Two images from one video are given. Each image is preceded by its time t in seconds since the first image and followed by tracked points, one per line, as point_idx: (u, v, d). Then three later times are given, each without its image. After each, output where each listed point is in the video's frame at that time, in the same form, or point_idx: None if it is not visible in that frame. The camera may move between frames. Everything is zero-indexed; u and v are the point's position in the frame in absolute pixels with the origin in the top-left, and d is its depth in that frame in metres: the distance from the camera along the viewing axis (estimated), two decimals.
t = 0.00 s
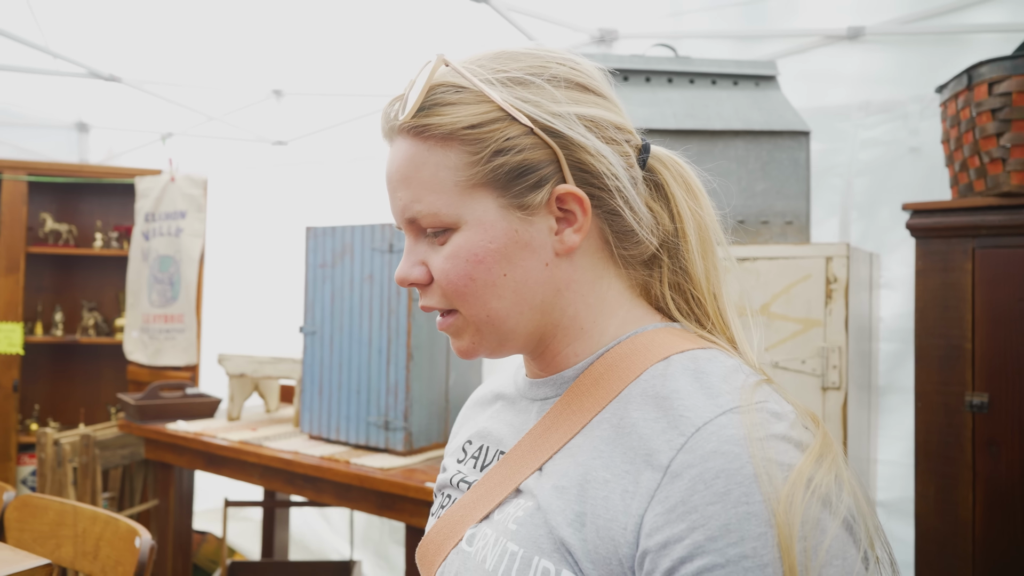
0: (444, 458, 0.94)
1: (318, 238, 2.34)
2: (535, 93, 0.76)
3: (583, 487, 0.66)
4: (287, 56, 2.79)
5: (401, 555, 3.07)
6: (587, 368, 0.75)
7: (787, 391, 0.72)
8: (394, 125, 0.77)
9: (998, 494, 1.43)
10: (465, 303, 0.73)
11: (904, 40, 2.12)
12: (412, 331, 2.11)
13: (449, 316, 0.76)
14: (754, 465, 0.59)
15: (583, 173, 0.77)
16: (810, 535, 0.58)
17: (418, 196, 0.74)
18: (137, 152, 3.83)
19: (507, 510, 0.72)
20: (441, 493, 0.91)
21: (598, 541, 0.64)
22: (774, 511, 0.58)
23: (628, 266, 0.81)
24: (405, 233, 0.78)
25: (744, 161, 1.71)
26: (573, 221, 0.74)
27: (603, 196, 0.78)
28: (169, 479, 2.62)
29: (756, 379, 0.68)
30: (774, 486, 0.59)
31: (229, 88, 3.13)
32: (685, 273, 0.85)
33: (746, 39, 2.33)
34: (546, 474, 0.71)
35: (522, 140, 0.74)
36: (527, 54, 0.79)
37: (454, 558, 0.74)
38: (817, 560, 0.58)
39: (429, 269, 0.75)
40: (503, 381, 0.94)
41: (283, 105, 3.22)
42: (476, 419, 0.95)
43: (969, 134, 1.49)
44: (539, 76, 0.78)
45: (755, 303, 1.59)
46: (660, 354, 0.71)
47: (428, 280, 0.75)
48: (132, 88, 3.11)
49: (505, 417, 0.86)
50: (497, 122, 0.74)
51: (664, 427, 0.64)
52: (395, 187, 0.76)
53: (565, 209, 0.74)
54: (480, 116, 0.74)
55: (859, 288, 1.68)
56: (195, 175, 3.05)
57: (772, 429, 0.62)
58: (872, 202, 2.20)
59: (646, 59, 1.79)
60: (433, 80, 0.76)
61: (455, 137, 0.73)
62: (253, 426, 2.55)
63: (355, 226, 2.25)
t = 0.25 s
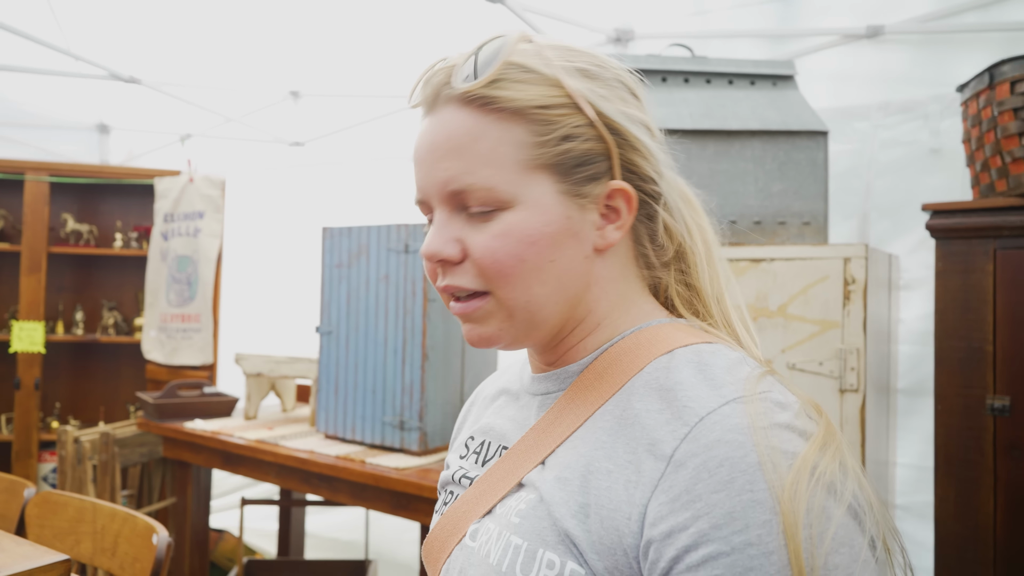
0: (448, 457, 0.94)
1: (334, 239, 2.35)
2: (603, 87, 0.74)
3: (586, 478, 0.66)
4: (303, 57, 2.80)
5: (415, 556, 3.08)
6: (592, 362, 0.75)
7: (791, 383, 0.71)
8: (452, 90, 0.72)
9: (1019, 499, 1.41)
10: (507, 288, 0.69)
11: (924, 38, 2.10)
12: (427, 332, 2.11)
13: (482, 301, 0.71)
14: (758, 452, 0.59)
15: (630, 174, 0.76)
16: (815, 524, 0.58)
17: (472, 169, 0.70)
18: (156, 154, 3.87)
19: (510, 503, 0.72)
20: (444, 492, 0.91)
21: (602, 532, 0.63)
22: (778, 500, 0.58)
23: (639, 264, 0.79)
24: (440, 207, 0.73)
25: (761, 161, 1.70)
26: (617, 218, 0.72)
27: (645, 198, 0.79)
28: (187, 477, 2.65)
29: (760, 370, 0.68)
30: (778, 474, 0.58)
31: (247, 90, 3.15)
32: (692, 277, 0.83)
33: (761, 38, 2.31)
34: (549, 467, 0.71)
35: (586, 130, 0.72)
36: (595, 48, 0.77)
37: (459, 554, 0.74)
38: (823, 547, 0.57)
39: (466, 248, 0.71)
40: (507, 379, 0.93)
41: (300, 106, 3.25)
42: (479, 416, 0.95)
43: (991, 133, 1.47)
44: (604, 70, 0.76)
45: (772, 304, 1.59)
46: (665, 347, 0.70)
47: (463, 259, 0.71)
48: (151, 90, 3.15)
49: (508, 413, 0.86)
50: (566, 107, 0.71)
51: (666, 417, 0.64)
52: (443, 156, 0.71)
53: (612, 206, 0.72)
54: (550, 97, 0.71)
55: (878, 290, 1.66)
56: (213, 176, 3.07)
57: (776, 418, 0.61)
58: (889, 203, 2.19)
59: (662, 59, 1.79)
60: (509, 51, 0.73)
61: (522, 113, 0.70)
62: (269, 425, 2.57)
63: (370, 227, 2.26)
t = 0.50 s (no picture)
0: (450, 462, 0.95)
1: (347, 240, 2.35)
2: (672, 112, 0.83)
3: (589, 485, 0.66)
4: (316, 58, 2.81)
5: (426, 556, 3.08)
6: (596, 368, 0.75)
7: (790, 384, 0.71)
8: (561, 60, 0.74)
9: None
10: (585, 267, 0.70)
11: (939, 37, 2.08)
12: (439, 333, 2.10)
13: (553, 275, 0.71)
14: (766, 460, 0.58)
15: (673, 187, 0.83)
16: (824, 532, 0.57)
17: (576, 139, 0.71)
18: (171, 155, 3.89)
19: (512, 510, 0.72)
20: (446, 497, 0.91)
21: (606, 540, 0.63)
22: (788, 507, 0.57)
23: (645, 269, 0.80)
24: (521, 172, 0.73)
25: (774, 161, 1.69)
26: (661, 225, 0.78)
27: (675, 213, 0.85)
28: (201, 477, 2.66)
29: (764, 376, 0.67)
30: (787, 482, 0.58)
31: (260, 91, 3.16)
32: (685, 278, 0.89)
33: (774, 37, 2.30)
34: (552, 473, 0.71)
35: (661, 138, 0.78)
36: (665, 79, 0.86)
37: (462, 561, 0.74)
38: (831, 557, 0.56)
39: (548, 219, 0.71)
40: (508, 383, 0.94)
41: (313, 107, 3.26)
42: (481, 421, 0.95)
43: (1009, 133, 1.46)
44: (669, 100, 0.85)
45: (785, 305, 1.57)
46: (667, 353, 0.70)
47: (543, 230, 0.71)
48: (165, 92, 3.17)
49: (510, 417, 0.86)
50: (652, 113, 0.77)
51: (670, 425, 0.64)
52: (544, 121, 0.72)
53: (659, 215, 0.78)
54: (645, 101, 0.77)
55: (891, 292, 1.64)
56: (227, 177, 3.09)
57: (781, 425, 0.61)
58: (904, 204, 2.17)
59: (675, 60, 1.78)
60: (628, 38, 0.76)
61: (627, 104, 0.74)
62: (282, 425, 2.58)
63: (383, 227, 2.26)
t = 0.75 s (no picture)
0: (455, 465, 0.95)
1: (354, 241, 2.36)
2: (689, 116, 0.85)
3: (599, 489, 0.66)
4: (323, 60, 2.82)
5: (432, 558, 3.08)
6: (606, 371, 0.75)
7: (800, 388, 0.72)
8: (588, 59, 0.76)
9: None
10: (607, 264, 0.71)
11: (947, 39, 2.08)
12: (445, 334, 2.11)
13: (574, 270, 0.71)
14: (784, 464, 0.58)
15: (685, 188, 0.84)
16: (843, 536, 0.57)
17: (602, 136, 0.72)
18: (180, 156, 3.91)
19: (520, 513, 0.72)
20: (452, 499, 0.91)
21: (617, 544, 0.63)
22: (808, 511, 0.57)
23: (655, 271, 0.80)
24: (546, 167, 0.73)
25: (781, 164, 1.69)
26: (672, 228, 0.79)
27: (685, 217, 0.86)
28: (209, 477, 2.67)
29: (776, 381, 0.68)
30: (805, 487, 0.58)
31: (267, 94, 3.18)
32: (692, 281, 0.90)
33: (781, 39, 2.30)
34: (561, 476, 0.71)
35: (677, 144, 0.80)
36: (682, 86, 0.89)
37: (469, 562, 0.74)
38: (851, 560, 0.57)
39: (573, 214, 0.71)
40: (516, 386, 0.94)
41: (320, 109, 3.27)
42: (488, 423, 0.95)
43: (1017, 135, 1.45)
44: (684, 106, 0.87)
45: (792, 308, 1.56)
46: (676, 356, 0.71)
47: (567, 225, 0.71)
48: (174, 94, 3.19)
49: (518, 420, 0.86)
50: (671, 118, 0.80)
51: (682, 429, 0.64)
52: (572, 115, 0.72)
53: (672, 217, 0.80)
54: (665, 105, 0.79)
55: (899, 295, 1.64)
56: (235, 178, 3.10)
57: (796, 430, 0.61)
58: (913, 206, 2.17)
59: (682, 62, 1.78)
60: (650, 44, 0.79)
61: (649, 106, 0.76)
62: (289, 426, 2.58)
63: (389, 229, 2.26)
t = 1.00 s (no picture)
0: (464, 468, 0.95)
1: (361, 243, 2.37)
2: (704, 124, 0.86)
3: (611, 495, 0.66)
4: (330, 62, 2.83)
5: (438, 559, 3.08)
6: (619, 377, 0.76)
7: (809, 396, 0.72)
8: (606, 77, 0.76)
9: None
10: (627, 283, 0.71)
11: (954, 42, 2.08)
12: (451, 336, 2.11)
13: (595, 291, 0.71)
14: (799, 474, 0.59)
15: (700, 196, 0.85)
16: (857, 546, 0.58)
17: (622, 157, 0.72)
18: (188, 158, 3.92)
19: (531, 517, 0.72)
20: (462, 503, 0.91)
21: (628, 550, 0.63)
22: (822, 520, 0.57)
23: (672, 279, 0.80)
24: (566, 189, 0.73)
25: (788, 167, 1.69)
26: (688, 238, 0.80)
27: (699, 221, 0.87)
28: (215, 478, 2.68)
29: (789, 389, 0.68)
30: (819, 496, 0.58)
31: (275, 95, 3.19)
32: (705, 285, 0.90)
33: (787, 42, 2.31)
34: (573, 481, 0.71)
35: (693, 157, 0.80)
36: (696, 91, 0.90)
37: (479, 566, 0.74)
38: (863, 570, 0.57)
39: (593, 237, 0.71)
40: (525, 391, 0.94)
41: (327, 111, 3.28)
42: (498, 427, 0.95)
43: None
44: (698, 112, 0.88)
45: (799, 311, 1.56)
46: (690, 364, 0.71)
47: (588, 248, 0.71)
48: (182, 96, 3.21)
49: (528, 424, 0.86)
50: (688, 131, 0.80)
51: (695, 436, 0.64)
52: (592, 137, 0.72)
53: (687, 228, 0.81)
54: (683, 118, 0.80)
55: (907, 299, 1.64)
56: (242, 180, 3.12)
57: (810, 439, 0.61)
58: (919, 209, 2.17)
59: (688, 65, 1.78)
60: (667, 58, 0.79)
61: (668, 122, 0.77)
62: (295, 427, 2.59)
63: (396, 231, 2.27)
